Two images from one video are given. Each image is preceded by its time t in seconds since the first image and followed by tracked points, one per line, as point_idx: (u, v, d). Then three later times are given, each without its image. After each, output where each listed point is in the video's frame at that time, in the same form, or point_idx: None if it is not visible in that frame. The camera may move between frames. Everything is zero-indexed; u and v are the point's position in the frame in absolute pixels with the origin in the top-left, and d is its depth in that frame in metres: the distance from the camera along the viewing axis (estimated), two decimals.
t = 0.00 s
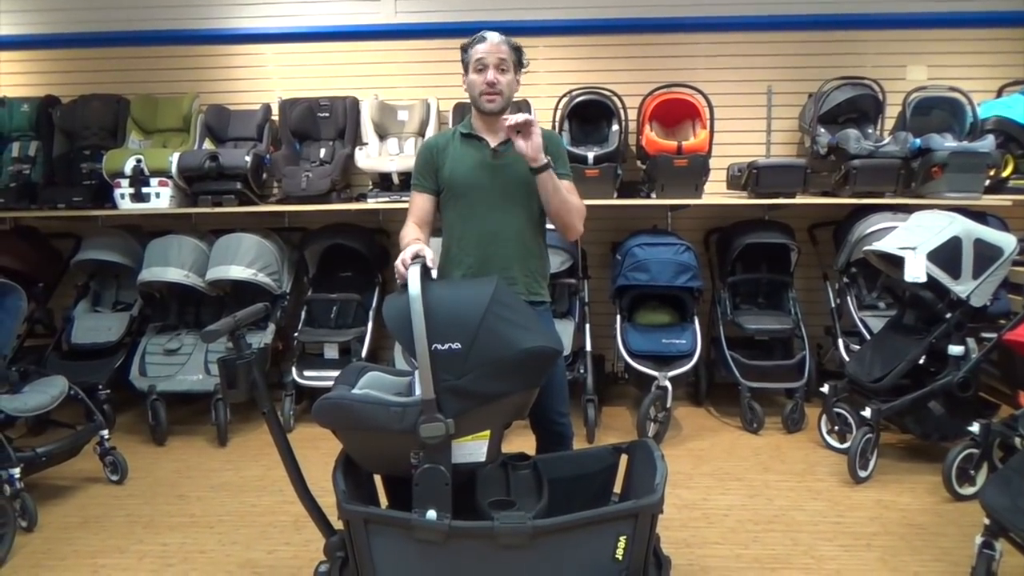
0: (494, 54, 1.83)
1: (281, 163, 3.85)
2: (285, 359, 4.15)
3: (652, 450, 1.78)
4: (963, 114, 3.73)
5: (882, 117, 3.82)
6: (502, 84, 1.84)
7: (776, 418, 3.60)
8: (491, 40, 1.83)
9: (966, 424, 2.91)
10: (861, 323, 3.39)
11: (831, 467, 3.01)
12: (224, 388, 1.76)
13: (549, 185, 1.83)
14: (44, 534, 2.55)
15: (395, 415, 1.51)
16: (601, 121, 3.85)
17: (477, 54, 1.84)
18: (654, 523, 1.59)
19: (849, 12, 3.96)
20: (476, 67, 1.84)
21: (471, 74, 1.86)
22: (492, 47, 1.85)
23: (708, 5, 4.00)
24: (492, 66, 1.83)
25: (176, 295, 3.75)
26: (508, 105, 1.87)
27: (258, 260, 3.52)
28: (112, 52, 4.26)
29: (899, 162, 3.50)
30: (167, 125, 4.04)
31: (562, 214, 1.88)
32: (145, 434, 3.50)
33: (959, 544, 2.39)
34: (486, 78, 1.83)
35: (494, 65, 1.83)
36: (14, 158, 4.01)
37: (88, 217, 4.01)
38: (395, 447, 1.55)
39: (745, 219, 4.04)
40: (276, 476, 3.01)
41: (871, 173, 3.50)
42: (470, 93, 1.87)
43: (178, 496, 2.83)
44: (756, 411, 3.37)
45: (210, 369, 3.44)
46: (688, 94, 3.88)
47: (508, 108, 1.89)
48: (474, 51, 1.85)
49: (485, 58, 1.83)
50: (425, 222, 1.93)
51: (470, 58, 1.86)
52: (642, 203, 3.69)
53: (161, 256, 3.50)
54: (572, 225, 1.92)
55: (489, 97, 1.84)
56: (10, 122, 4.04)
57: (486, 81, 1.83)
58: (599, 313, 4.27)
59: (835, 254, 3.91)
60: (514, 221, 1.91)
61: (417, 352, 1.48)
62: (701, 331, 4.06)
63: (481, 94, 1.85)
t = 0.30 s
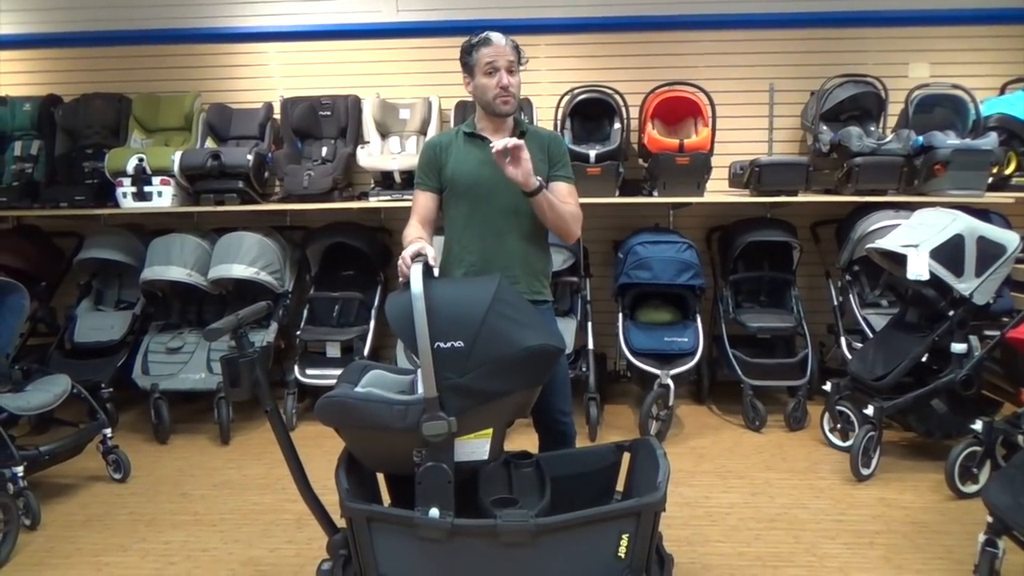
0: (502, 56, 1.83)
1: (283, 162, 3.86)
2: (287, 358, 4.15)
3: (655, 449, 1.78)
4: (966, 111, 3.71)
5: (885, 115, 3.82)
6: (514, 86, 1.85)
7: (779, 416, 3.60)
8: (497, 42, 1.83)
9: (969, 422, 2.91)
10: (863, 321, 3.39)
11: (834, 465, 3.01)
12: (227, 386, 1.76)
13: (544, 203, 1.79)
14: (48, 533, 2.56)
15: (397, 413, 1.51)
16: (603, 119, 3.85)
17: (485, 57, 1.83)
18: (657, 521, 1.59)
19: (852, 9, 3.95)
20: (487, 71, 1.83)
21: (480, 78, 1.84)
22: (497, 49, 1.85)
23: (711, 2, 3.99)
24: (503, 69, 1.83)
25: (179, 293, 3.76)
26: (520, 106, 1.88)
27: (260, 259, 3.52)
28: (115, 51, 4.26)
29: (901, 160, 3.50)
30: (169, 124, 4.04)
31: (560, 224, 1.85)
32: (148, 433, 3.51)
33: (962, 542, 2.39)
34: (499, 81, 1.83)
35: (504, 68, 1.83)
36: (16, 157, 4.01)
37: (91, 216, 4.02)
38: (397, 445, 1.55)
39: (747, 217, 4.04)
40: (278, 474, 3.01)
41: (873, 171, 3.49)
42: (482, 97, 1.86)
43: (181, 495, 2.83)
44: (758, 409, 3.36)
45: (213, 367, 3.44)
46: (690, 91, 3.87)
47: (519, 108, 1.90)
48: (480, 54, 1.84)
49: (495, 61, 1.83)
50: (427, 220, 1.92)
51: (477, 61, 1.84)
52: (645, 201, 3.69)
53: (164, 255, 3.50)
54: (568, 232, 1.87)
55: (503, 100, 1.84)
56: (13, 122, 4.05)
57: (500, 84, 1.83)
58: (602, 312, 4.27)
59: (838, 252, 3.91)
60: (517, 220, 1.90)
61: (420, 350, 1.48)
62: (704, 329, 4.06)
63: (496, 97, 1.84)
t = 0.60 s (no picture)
0: (505, 54, 1.85)
1: (286, 160, 3.87)
2: (290, 356, 4.15)
3: (657, 448, 1.78)
4: (969, 110, 3.71)
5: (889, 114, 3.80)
6: (519, 83, 1.85)
7: (782, 415, 3.59)
8: (498, 41, 1.85)
9: (972, 421, 2.92)
10: (866, 321, 3.39)
11: (836, 464, 3.01)
12: (230, 384, 1.76)
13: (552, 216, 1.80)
14: (51, 529, 2.57)
15: (400, 411, 1.52)
16: (606, 118, 3.85)
17: (489, 56, 1.84)
18: (660, 520, 1.59)
19: (856, 8, 3.95)
20: (491, 69, 1.83)
21: (485, 77, 1.84)
22: (500, 48, 1.86)
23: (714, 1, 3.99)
24: (508, 66, 1.84)
25: (181, 291, 3.76)
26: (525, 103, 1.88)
27: (263, 257, 3.52)
28: (118, 49, 4.26)
29: (905, 160, 3.49)
30: (172, 121, 4.05)
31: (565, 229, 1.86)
32: (150, 430, 3.52)
33: (965, 542, 2.39)
34: (505, 78, 1.83)
35: (509, 66, 1.84)
36: (19, 155, 4.02)
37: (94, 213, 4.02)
38: (400, 443, 1.56)
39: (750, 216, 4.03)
40: (280, 472, 3.01)
41: (876, 170, 3.49)
42: (488, 96, 1.85)
43: (184, 492, 2.84)
44: (760, 409, 3.36)
45: (216, 365, 3.44)
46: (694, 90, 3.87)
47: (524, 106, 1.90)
48: (483, 53, 1.85)
49: (498, 59, 1.84)
50: (431, 218, 1.93)
51: (481, 60, 1.85)
52: (648, 200, 3.69)
53: (167, 253, 3.51)
54: (573, 234, 1.88)
55: (510, 98, 1.84)
56: (16, 119, 4.05)
57: (506, 82, 1.83)
58: (604, 311, 4.27)
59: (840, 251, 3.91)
60: (520, 219, 1.90)
61: (422, 349, 1.48)
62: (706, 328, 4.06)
63: (502, 96, 1.84)
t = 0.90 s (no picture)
0: (504, 52, 1.84)
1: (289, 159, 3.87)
2: (293, 354, 4.16)
3: (660, 447, 1.78)
4: (974, 109, 3.70)
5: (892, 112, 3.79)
6: (517, 82, 1.84)
7: (785, 414, 3.59)
8: (498, 39, 1.84)
9: (975, 420, 2.92)
10: (870, 319, 3.38)
11: (839, 463, 3.01)
12: (233, 382, 1.76)
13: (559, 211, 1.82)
14: (55, 526, 2.57)
15: (403, 409, 1.52)
16: (609, 116, 3.85)
17: (488, 54, 1.84)
18: (663, 518, 1.59)
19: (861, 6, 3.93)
20: (489, 67, 1.83)
21: (483, 75, 1.84)
22: (499, 46, 1.85)
23: None
24: (506, 64, 1.84)
25: (185, 289, 3.76)
26: (523, 102, 1.87)
27: (266, 255, 3.52)
28: (122, 47, 4.27)
29: (909, 158, 3.48)
30: (176, 119, 4.05)
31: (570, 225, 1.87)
32: (154, 428, 3.52)
33: (968, 541, 2.38)
34: (502, 77, 1.83)
35: (507, 64, 1.84)
36: (23, 153, 4.05)
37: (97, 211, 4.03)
38: (403, 441, 1.56)
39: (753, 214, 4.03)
40: (283, 469, 3.02)
41: (880, 168, 3.48)
42: (486, 95, 1.86)
43: (187, 489, 2.84)
44: (763, 407, 3.35)
45: (219, 362, 3.45)
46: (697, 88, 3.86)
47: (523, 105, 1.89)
48: (483, 51, 1.85)
49: (497, 58, 1.84)
50: (434, 216, 1.93)
51: (480, 58, 1.85)
52: (651, 198, 3.68)
53: (170, 250, 3.51)
54: (579, 232, 1.90)
55: (507, 96, 1.84)
56: (19, 117, 4.05)
57: (503, 80, 1.83)
58: (607, 309, 4.26)
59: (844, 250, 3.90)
60: (524, 217, 1.90)
61: (425, 347, 1.48)
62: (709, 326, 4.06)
63: (499, 94, 1.84)
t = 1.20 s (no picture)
0: (506, 50, 1.83)
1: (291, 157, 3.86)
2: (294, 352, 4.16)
3: (662, 447, 1.78)
4: (976, 109, 3.70)
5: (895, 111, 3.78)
6: (511, 82, 1.84)
7: (786, 413, 3.59)
8: (503, 36, 1.83)
9: (977, 420, 2.91)
10: (871, 319, 3.38)
11: (841, 463, 3.01)
12: (236, 380, 1.76)
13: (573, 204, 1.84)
14: (57, 524, 2.58)
15: (405, 408, 1.52)
16: (611, 115, 3.85)
17: (489, 50, 1.84)
18: (664, 518, 1.59)
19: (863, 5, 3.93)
20: (486, 63, 1.84)
21: (480, 70, 1.85)
22: (504, 43, 1.84)
23: None
24: (503, 63, 1.83)
25: (186, 287, 3.77)
26: (516, 102, 1.87)
27: (268, 253, 3.53)
28: (124, 45, 4.27)
29: (911, 158, 3.47)
30: (177, 117, 4.05)
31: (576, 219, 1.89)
32: (156, 426, 3.53)
33: (969, 542, 2.38)
34: (496, 75, 1.83)
35: (505, 63, 1.83)
36: (27, 150, 4.04)
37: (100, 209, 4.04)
38: (405, 439, 1.56)
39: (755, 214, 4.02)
40: (285, 467, 3.02)
41: (882, 168, 3.47)
42: (480, 89, 1.87)
43: (189, 488, 2.84)
44: (765, 407, 3.36)
45: (221, 361, 3.45)
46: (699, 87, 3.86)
47: (517, 104, 1.89)
48: (484, 47, 1.85)
49: (496, 55, 1.83)
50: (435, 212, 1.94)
51: (481, 53, 1.85)
52: (653, 197, 3.68)
53: (172, 249, 3.51)
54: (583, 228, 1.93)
55: (497, 96, 1.85)
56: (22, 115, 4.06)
57: (496, 78, 1.83)
58: (608, 308, 4.26)
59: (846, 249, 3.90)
60: (525, 216, 1.90)
61: (428, 346, 1.48)
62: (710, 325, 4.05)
63: (491, 92, 1.85)
